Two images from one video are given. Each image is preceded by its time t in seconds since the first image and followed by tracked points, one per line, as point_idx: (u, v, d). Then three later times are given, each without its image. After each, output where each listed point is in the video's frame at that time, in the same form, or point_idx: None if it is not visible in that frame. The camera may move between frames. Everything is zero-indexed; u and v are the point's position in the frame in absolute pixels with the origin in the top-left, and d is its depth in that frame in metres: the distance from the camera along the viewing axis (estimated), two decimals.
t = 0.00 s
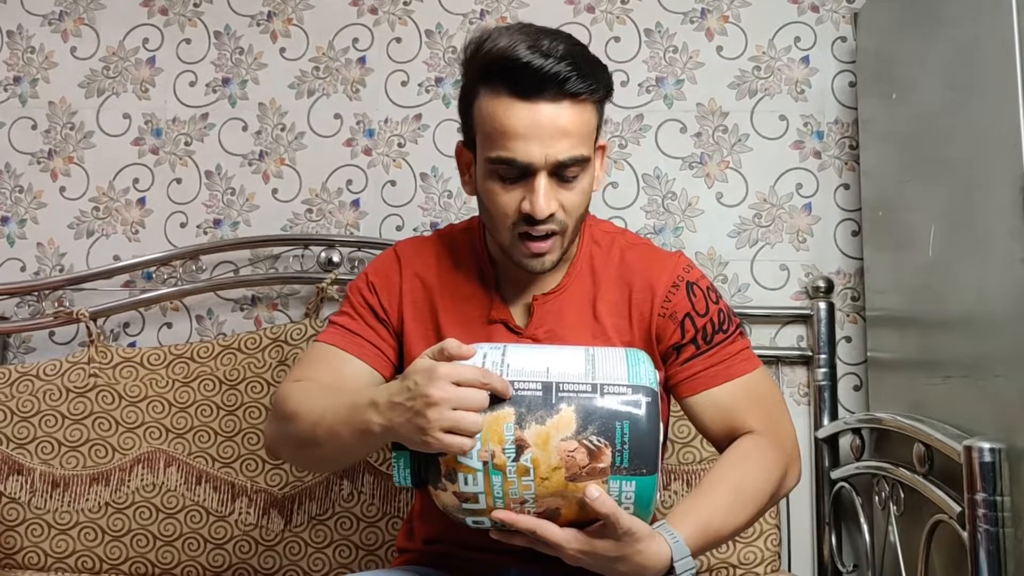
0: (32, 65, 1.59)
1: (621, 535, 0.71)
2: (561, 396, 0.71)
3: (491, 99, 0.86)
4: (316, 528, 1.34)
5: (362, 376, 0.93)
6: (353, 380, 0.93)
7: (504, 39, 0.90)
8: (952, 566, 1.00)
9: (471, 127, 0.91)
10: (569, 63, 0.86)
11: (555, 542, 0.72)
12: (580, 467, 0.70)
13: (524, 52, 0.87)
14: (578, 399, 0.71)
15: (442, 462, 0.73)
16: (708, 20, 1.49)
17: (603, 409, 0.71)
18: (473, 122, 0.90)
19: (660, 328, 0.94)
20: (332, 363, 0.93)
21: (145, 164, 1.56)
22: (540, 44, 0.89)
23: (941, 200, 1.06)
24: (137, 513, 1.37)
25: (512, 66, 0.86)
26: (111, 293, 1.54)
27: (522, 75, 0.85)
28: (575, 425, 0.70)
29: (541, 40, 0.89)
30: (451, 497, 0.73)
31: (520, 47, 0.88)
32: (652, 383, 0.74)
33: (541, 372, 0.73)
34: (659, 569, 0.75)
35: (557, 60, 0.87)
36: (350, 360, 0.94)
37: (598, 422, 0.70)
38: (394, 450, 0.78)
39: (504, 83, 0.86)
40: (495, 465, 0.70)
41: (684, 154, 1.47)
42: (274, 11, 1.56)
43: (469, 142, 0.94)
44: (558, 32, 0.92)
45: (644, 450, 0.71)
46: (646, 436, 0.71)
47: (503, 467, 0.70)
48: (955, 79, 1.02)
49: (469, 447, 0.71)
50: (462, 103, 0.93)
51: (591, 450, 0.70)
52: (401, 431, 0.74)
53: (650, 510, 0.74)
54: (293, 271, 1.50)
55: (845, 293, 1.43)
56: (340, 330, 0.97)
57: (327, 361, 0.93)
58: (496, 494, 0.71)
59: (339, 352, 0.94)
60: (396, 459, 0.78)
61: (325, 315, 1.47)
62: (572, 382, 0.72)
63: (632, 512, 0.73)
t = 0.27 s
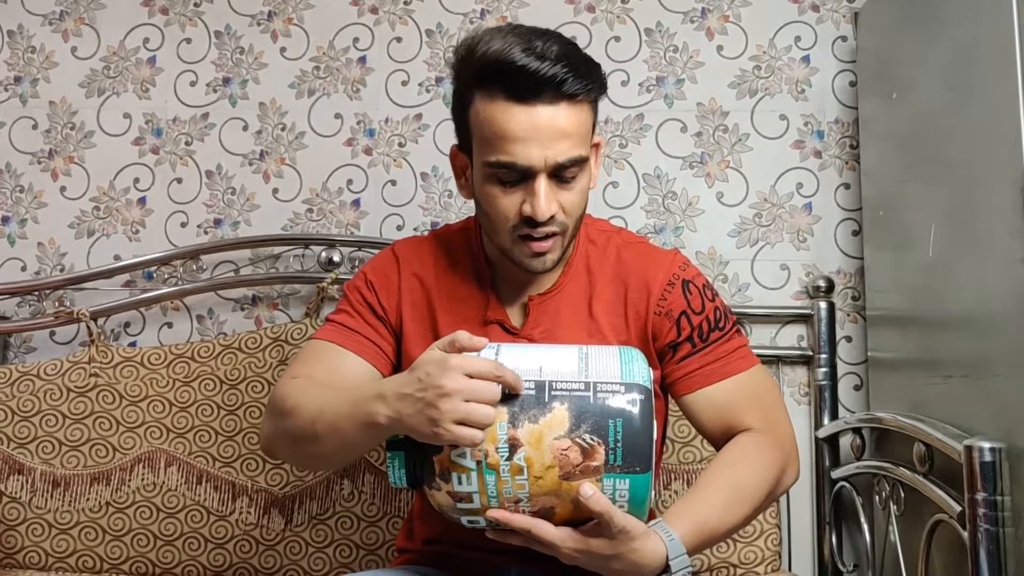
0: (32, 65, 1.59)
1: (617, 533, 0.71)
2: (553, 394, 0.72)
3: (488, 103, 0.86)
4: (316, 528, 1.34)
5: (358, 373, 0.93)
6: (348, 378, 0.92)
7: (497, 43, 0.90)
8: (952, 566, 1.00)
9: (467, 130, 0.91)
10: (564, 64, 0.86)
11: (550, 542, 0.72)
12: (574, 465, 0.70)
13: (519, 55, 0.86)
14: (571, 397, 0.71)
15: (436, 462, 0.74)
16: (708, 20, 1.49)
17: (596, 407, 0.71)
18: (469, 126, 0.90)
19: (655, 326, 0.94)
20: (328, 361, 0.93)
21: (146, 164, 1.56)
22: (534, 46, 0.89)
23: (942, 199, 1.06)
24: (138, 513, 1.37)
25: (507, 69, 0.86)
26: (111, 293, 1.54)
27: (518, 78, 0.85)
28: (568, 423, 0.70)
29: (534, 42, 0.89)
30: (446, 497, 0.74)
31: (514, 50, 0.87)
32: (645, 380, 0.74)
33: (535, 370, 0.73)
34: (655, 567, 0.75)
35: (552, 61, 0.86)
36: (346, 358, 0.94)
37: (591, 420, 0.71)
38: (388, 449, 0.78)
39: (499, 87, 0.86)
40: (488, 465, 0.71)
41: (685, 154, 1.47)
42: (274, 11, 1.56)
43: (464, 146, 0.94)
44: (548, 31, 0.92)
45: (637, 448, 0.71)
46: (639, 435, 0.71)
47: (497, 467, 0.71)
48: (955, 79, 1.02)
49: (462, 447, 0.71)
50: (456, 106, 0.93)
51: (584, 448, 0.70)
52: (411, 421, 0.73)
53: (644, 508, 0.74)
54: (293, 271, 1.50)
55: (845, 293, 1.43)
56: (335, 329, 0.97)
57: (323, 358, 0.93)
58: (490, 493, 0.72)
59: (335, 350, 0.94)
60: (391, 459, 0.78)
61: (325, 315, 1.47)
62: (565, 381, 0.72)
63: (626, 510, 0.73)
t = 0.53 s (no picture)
0: (32, 66, 1.59)
1: (615, 532, 0.71)
2: (551, 393, 0.72)
3: (487, 107, 0.86)
4: (316, 529, 1.34)
5: (357, 374, 0.93)
6: (349, 378, 0.92)
7: (496, 46, 0.90)
8: (951, 567, 1.00)
9: (467, 133, 0.91)
10: (563, 69, 0.86)
11: (550, 541, 0.72)
12: (572, 464, 0.70)
13: (518, 59, 0.86)
14: (569, 396, 0.71)
15: (435, 462, 0.74)
16: (707, 21, 1.49)
17: (594, 406, 0.71)
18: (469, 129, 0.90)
19: (654, 327, 0.94)
20: (328, 361, 0.93)
21: (146, 165, 1.56)
22: (534, 50, 0.89)
23: (941, 200, 1.06)
24: (137, 513, 1.37)
25: (506, 73, 0.86)
26: (111, 294, 1.54)
27: (517, 82, 0.85)
28: (566, 422, 0.70)
29: (534, 46, 0.89)
30: (445, 496, 0.74)
31: (514, 54, 0.87)
32: (643, 379, 0.74)
33: (534, 370, 0.73)
34: (653, 566, 0.75)
35: (552, 66, 0.86)
36: (345, 358, 0.94)
37: (589, 419, 0.70)
38: (388, 450, 0.78)
39: (499, 91, 0.86)
40: (487, 464, 0.71)
41: (685, 155, 1.47)
42: (274, 12, 1.56)
43: (464, 148, 0.94)
44: (547, 35, 0.92)
45: (635, 446, 0.71)
46: (637, 433, 0.71)
47: (496, 466, 0.71)
48: (955, 80, 1.02)
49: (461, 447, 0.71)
50: (455, 108, 0.93)
51: (582, 447, 0.70)
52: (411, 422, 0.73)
53: (643, 507, 0.74)
54: (293, 272, 1.50)
55: (845, 294, 1.43)
56: (335, 329, 0.97)
57: (323, 359, 0.93)
58: (490, 493, 0.72)
59: (335, 350, 0.94)
60: (391, 459, 0.77)
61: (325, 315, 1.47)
62: (563, 380, 0.72)
63: (625, 509, 0.73)
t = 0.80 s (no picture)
0: (31, 66, 1.59)
1: (613, 529, 0.71)
2: (550, 391, 0.72)
3: (488, 111, 0.86)
4: (315, 529, 1.34)
5: (357, 372, 0.93)
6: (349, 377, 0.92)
7: (498, 50, 0.90)
8: (950, 567, 1.00)
9: (468, 136, 0.91)
10: (564, 73, 0.86)
11: (548, 538, 0.72)
12: (571, 461, 0.70)
13: (519, 63, 0.86)
14: (568, 394, 0.71)
15: (435, 459, 0.73)
16: (707, 22, 1.49)
17: (593, 403, 0.71)
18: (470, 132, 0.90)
19: (653, 327, 0.94)
20: (327, 361, 0.93)
21: (145, 165, 1.56)
22: (534, 54, 0.89)
23: (940, 201, 1.06)
24: (136, 514, 1.37)
25: (507, 77, 0.86)
26: (110, 294, 1.54)
27: (519, 86, 0.85)
28: (565, 419, 0.70)
29: (535, 50, 0.89)
30: (444, 493, 0.74)
31: (514, 58, 0.87)
32: (642, 377, 0.74)
33: (533, 367, 0.73)
34: (651, 564, 0.76)
35: (552, 70, 0.87)
36: (345, 359, 0.94)
37: (588, 416, 0.71)
38: (387, 447, 0.77)
39: (500, 95, 0.86)
40: (486, 460, 0.71)
41: (684, 156, 1.47)
42: (273, 12, 1.56)
43: (465, 151, 0.94)
44: (548, 40, 0.92)
45: (633, 443, 0.71)
46: (635, 431, 0.71)
47: (494, 463, 0.70)
48: (954, 81, 1.02)
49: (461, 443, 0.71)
50: (457, 111, 0.93)
51: (581, 444, 0.70)
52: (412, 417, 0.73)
53: (642, 505, 0.74)
54: (292, 272, 1.50)
55: (843, 295, 1.44)
56: (334, 329, 0.97)
57: (322, 358, 0.93)
58: (488, 489, 0.71)
59: (335, 350, 0.94)
60: (390, 456, 0.77)
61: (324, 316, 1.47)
62: (562, 378, 0.73)
63: (623, 506, 0.73)
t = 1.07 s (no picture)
0: (30, 66, 1.59)
1: (614, 523, 0.71)
2: (553, 384, 0.72)
3: (494, 109, 0.86)
4: (314, 529, 1.34)
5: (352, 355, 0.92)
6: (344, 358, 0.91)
7: (503, 48, 0.90)
8: (949, 568, 1.00)
9: (472, 135, 0.91)
10: (569, 72, 0.86)
11: (549, 531, 0.72)
12: (574, 454, 0.70)
13: (525, 62, 0.87)
14: (571, 387, 0.71)
15: (436, 452, 0.73)
16: (706, 22, 1.49)
17: (596, 398, 0.71)
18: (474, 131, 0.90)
19: (654, 325, 0.94)
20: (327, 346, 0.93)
21: (144, 165, 1.56)
22: (539, 53, 0.89)
23: (940, 201, 1.06)
24: (135, 514, 1.37)
25: (513, 76, 0.86)
26: (109, 294, 1.54)
27: (524, 84, 0.85)
28: (568, 413, 0.70)
29: (540, 48, 0.89)
30: (445, 486, 0.73)
31: (520, 57, 0.88)
32: (644, 372, 0.74)
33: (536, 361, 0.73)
34: (651, 558, 0.76)
35: (558, 68, 0.87)
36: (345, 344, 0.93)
37: (591, 410, 0.71)
38: (388, 439, 0.77)
39: (505, 93, 0.86)
40: (488, 453, 0.70)
41: (683, 155, 1.47)
42: (272, 12, 1.56)
43: (469, 150, 0.94)
44: (553, 39, 0.92)
45: (636, 437, 0.71)
46: (638, 425, 0.71)
47: (497, 455, 0.70)
48: (954, 81, 1.02)
49: (463, 435, 0.71)
50: (461, 110, 0.93)
51: (584, 437, 0.70)
52: (415, 383, 0.74)
53: (643, 499, 0.74)
54: (291, 272, 1.49)
55: (843, 295, 1.44)
56: (335, 316, 0.97)
57: (320, 339, 0.93)
58: (490, 482, 0.71)
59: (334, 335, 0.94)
60: (391, 449, 0.77)
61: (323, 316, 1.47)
62: (566, 371, 0.73)
63: (625, 500, 0.73)
